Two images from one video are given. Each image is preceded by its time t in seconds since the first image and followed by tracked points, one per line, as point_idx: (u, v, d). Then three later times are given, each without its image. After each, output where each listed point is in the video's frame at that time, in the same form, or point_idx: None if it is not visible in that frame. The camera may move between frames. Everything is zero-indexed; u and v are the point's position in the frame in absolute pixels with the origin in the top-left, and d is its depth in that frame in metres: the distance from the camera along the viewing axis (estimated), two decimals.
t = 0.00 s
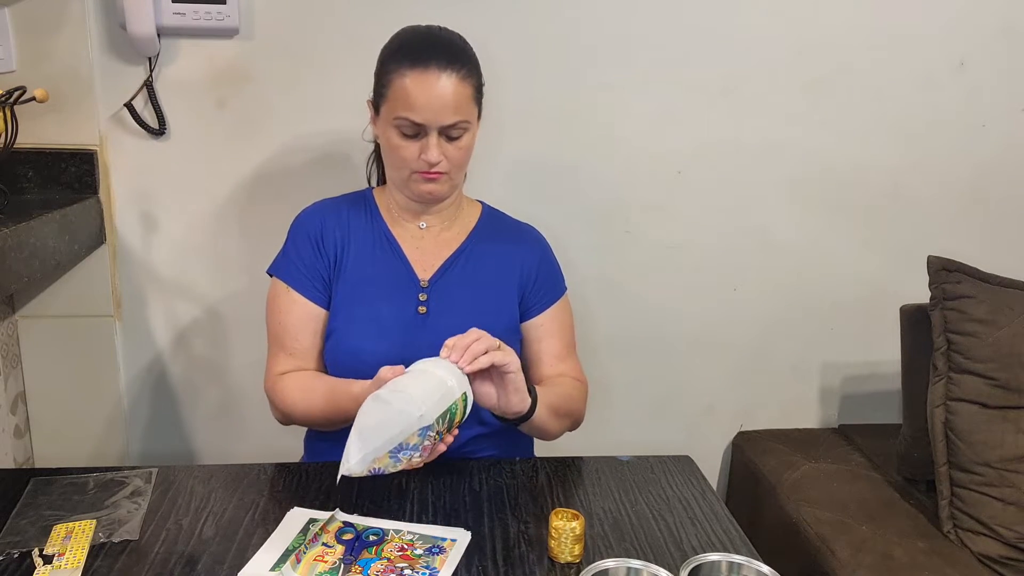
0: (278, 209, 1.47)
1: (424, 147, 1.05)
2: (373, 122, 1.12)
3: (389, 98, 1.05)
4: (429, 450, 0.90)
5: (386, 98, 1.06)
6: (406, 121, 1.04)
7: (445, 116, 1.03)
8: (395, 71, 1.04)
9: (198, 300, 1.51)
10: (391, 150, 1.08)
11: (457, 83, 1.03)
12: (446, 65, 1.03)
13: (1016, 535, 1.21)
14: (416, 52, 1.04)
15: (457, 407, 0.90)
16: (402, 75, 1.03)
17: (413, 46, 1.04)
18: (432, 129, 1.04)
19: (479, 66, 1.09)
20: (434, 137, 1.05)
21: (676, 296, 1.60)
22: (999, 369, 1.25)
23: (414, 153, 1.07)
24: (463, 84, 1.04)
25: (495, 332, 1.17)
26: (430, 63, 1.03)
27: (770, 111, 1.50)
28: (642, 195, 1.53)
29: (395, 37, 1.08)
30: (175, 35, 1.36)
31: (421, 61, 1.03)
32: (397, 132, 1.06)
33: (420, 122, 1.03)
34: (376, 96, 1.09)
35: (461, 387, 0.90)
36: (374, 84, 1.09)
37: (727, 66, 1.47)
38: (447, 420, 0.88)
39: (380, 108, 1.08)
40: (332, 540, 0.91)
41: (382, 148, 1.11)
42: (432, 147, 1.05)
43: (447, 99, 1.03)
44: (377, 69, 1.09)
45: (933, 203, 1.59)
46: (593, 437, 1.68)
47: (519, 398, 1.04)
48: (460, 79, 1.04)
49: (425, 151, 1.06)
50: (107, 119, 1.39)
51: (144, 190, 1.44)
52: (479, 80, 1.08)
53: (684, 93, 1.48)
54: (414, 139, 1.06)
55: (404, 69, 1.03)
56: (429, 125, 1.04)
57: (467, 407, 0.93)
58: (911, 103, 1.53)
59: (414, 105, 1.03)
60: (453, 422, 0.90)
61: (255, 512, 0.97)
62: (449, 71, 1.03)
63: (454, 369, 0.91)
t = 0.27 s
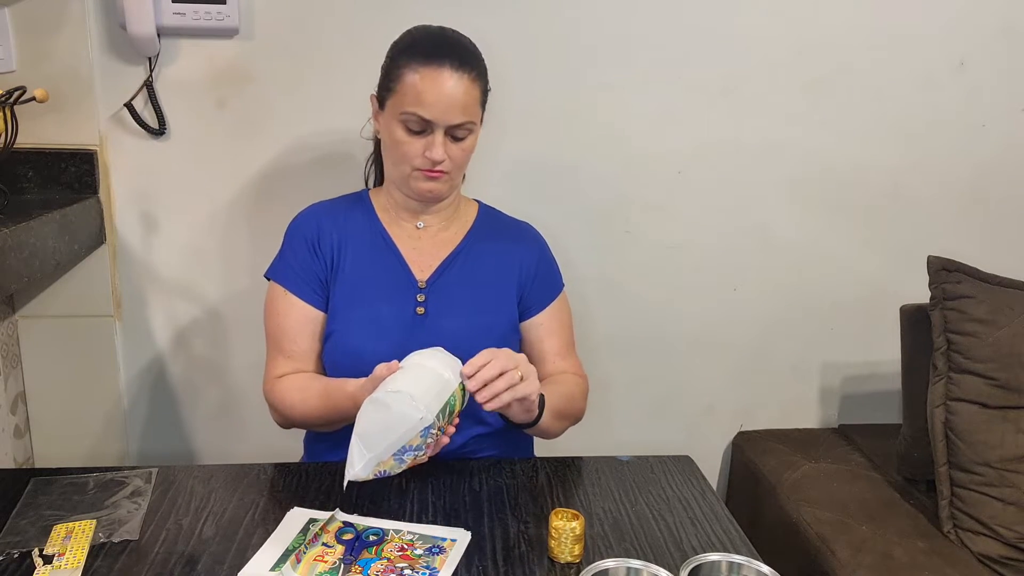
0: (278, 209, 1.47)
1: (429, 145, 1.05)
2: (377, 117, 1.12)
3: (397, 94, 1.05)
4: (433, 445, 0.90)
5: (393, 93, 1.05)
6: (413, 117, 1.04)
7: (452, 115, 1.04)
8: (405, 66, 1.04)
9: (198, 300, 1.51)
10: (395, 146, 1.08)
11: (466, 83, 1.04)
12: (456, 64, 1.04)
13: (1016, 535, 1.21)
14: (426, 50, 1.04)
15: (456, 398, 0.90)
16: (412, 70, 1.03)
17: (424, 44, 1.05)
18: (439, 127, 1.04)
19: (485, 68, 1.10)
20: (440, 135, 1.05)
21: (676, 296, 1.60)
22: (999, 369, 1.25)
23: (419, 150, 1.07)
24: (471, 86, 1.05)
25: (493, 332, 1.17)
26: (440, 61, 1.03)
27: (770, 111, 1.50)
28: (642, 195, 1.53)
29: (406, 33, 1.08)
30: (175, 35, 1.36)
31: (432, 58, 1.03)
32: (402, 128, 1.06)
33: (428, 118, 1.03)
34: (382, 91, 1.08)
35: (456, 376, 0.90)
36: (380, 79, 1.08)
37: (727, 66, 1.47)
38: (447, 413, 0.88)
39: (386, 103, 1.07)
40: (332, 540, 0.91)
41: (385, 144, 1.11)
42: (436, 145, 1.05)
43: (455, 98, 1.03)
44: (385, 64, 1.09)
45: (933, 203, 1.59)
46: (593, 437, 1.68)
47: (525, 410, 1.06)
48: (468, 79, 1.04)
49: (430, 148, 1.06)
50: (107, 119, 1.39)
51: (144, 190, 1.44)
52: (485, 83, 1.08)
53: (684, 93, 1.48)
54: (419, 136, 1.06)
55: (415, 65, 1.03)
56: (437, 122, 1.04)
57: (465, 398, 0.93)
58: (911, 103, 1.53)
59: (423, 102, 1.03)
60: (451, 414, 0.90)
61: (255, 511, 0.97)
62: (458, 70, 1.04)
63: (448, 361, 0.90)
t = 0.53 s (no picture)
0: (278, 208, 1.47)
1: (431, 145, 1.05)
2: (379, 115, 1.12)
3: (401, 93, 1.05)
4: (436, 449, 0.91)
5: (398, 92, 1.05)
6: (418, 117, 1.04)
7: (456, 117, 1.04)
8: (412, 66, 1.04)
9: (198, 300, 1.51)
10: (397, 145, 1.08)
11: (472, 86, 1.04)
12: (462, 66, 1.04)
13: (1016, 535, 1.21)
14: (433, 51, 1.04)
15: (455, 399, 0.90)
16: (419, 70, 1.03)
17: (432, 45, 1.05)
18: (442, 128, 1.04)
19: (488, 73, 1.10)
20: (442, 136, 1.05)
21: (676, 296, 1.60)
22: (999, 369, 1.25)
23: (420, 150, 1.07)
24: (476, 89, 1.05)
25: (489, 331, 1.18)
26: (447, 62, 1.03)
27: (770, 111, 1.50)
28: (642, 195, 1.53)
29: (413, 34, 1.08)
30: (175, 35, 1.36)
31: (439, 59, 1.04)
32: (405, 127, 1.06)
33: (432, 119, 1.03)
34: (386, 90, 1.08)
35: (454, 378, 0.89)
36: (384, 78, 1.08)
37: (727, 66, 1.47)
38: (446, 416, 0.88)
39: (389, 102, 1.07)
40: (332, 540, 0.91)
41: (386, 143, 1.11)
42: (439, 146, 1.05)
43: (460, 100, 1.03)
44: (389, 63, 1.09)
45: (933, 204, 1.59)
46: (593, 437, 1.68)
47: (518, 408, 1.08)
48: (473, 82, 1.05)
49: (432, 149, 1.06)
50: (107, 119, 1.39)
51: (144, 190, 1.44)
52: (488, 88, 1.09)
53: (684, 92, 1.48)
54: (422, 136, 1.06)
55: (421, 65, 1.03)
56: (441, 123, 1.04)
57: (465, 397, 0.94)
58: (911, 103, 1.53)
59: (428, 102, 1.03)
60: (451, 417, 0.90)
61: (255, 512, 0.97)
62: (463, 73, 1.04)
63: (444, 363, 0.89)
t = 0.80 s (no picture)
0: (278, 208, 1.47)
1: (429, 144, 1.05)
2: (376, 115, 1.12)
3: (399, 92, 1.05)
4: (450, 429, 0.89)
5: (396, 91, 1.05)
6: (416, 115, 1.04)
7: (453, 116, 1.04)
8: (409, 65, 1.04)
9: (198, 300, 1.51)
10: (394, 145, 1.08)
11: (469, 85, 1.04)
12: (458, 66, 1.04)
13: (1016, 535, 1.21)
14: (430, 50, 1.04)
15: (461, 377, 0.88)
16: (416, 69, 1.03)
17: (430, 44, 1.05)
18: (440, 127, 1.04)
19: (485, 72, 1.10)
20: (440, 136, 1.05)
21: (676, 296, 1.60)
22: (999, 369, 1.25)
23: (418, 149, 1.07)
24: (474, 88, 1.05)
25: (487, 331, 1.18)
26: (444, 62, 1.03)
27: (770, 111, 1.50)
28: (642, 195, 1.53)
29: (410, 33, 1.08)
30: (175, 35, 1.36)
31: (436, 59, 1.04)
32: (402, 127, 1.06)
33: (429, 118, 1.03)
34: (383, 89, 1.08)
35: (453, 357, 0.88)
36: (381, 77, 1.08)
37: (727, 66, 1.47)
38: (450, 394, 0.87)
39: (387, 102, 1.07)
40: (332, 540, 0.91)
41: (384, 142, 1.10)
42: (436, 145, 1.05)
43: (457, 99, 1.03)
44: (386, 63, 1.09)
45: (933, 204, 1.59)
46: (593, 437, 1.68)
47: (523, 390, 1.06)
48: (470, 81, 1.04)
49: (429, 148, 1.06)
50: (107, 119, 1.39)
51: (144, 190, 1.44)
52: (484, 87, 1.09)
53: (684, 92, 1.48)
54: (420, 135, 1.06)
55: (418, 65, 1.03)
56: (438, 122, 1.04)
57: (474, 377, 0.93)
58: (911, 102, 1.53)
59: (425, 101, 1.03)
60: (457, 394, 0.88)
61: (255, 512, 0.97)
62: (460, 72, 1.04)
63: (442, 346, 0.89)
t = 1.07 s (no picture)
0: (278, 208, 1.48)
1: (419, 145, 1.05)
2: (368, 117, 1.12)
3: (388, 94, 1.05)
4: (430, 415, 0.88)
5: (386, 92, 1.05)
6: (405, 117, 1.04)
7: (443, 116, 1.03)
8: (397, 66, 1.04)
9: (198, 300, 1.51)
10: (386, 146, 1.08)
11: (458, 84, 1.04)
12: (447, 66, 1.04)
13: (1016, 535, 1.21)
14: (418, 51, 1.04)
15: (421, 367, 0.89)
16: (404, 71, 1.03)
17: (418, 44, 1.05)
18: (430, 128, 1.04)
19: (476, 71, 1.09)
20: (430, 136, 1.05)
21: (676, 296, 1.60)
22: (999, 369, 1.25)
23: (409, 150, 1.06)
24: (463, 87, 1.05)
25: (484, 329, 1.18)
26: (432, 62, 1.03)
27: (770, 111, 1.50)
28: (642, 195, 1.53)
29: (398, 34, 1.08)
30: (175, 35, 1.36)
31: (424, 59, 1.03)
32: (393, 128, 1.06)
33: (419, 119, 1.03)
34: (373, 91, 1.08)
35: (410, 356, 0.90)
36: (371, 79, 1.08)
37: (727, 66, 1.47)
38: (407, 381, 0.87)
39: (377, 103, 1.07)
40: (332, 540, 0.91)
41: (376, 144, 1.10)
42: (427, 146, 1.05)
43: (447, 99, 1.03)
44: (376, 64, 1.09)
45: (933, 204, 1.59)
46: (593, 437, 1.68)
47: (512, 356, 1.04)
48: (459, 81, 1.04)
49: (420, 149, 1.06)
50: (107, 119, 1.39)
51: (144, 190, 1.44)
52: (475, 86, 1.08)
53: (683, 92, 1.48)
54: (410, 136, 1.06)
55: (407, 66, 1.03)
56: (428, 123, 1.03)
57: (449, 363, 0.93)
58: (910, 103, 1.53)
59: (414, 102, 1.03)
60: (420, 381, 0.88)
61: (255, 512, 0.97)
62: (449, 71, 1.03)
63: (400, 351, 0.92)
